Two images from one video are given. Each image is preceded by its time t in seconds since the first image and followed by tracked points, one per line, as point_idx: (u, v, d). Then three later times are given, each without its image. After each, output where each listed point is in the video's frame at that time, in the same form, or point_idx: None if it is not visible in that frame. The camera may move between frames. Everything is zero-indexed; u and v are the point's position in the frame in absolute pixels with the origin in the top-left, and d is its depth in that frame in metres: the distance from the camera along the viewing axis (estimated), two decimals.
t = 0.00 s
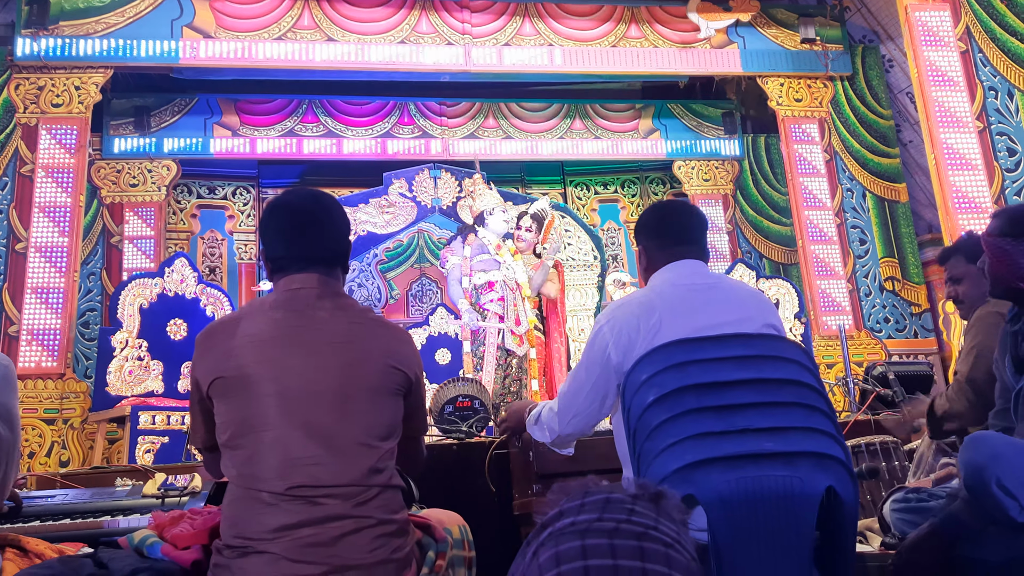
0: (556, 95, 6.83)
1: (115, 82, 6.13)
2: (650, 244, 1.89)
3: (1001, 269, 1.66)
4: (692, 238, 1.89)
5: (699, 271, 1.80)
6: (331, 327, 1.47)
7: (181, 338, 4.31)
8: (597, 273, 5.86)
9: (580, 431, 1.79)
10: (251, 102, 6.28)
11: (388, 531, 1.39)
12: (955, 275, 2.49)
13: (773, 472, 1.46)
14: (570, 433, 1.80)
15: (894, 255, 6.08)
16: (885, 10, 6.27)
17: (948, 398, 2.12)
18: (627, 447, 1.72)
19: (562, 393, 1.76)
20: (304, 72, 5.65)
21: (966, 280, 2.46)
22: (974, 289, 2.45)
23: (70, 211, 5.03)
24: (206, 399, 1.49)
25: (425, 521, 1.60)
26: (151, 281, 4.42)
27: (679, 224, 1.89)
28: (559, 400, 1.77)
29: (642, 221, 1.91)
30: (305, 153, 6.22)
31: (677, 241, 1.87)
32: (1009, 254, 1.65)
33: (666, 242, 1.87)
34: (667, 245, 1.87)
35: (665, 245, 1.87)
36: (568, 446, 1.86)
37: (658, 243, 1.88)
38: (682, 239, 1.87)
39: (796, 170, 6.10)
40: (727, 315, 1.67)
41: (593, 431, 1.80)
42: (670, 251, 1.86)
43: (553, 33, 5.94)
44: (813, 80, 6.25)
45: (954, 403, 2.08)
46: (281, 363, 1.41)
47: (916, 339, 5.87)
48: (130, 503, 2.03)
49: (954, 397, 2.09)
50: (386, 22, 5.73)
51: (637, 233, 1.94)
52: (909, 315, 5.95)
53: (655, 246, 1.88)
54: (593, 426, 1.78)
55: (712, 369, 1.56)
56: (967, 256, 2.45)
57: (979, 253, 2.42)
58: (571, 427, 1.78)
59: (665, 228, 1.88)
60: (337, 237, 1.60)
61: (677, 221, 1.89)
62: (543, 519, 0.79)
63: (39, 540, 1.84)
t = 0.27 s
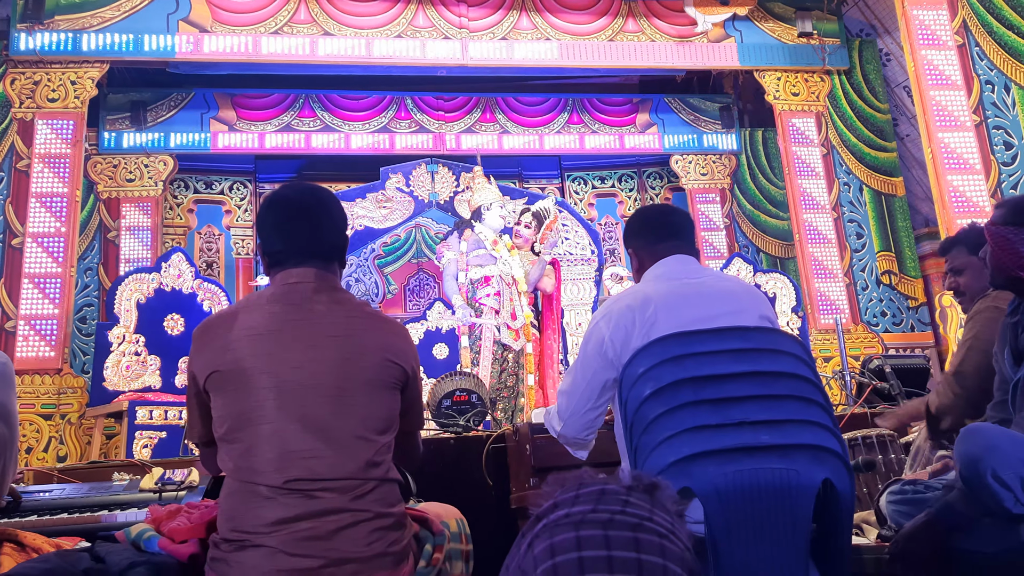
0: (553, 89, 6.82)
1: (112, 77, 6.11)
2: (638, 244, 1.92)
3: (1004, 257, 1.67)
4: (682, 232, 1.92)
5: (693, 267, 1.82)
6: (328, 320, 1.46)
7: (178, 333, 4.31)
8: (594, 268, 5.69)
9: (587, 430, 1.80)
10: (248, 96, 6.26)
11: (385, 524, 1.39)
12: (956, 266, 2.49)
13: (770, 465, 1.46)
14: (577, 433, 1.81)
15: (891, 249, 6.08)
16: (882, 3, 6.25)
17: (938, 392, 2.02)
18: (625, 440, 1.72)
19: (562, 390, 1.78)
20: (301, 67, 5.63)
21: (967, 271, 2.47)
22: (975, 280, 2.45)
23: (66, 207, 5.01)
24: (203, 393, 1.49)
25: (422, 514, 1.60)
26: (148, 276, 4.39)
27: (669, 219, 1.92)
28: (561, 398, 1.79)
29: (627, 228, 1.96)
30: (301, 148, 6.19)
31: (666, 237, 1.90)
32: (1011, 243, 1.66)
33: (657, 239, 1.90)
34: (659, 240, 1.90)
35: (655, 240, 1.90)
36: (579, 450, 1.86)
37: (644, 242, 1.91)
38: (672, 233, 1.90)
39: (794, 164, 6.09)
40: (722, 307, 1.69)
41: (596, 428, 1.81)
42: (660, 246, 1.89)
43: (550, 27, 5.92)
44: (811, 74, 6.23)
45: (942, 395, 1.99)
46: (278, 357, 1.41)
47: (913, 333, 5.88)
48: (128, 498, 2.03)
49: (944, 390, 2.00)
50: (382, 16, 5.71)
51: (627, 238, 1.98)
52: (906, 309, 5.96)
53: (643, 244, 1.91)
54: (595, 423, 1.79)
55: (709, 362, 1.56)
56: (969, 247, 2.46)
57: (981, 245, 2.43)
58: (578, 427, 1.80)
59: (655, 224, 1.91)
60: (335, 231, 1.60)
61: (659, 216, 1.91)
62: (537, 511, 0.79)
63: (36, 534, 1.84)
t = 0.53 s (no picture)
0: (550, 85, 6.81)
1: (107, 73, 6.09)
2: (630, 250, 1.96)
3: (1001, 251, 1.67)
4: (672, 234, 1.96)
5: (686, 266, 1.85)
6: (325, 317, 1.47)
7: (175, 330, 4.30)
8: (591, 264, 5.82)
9: (580, 428, 1.80)
10: (244, 92, 6.25)
11: (383, 522, 1.40)
12: (955, 260, 2.49)
13: (767, 460, 1.46)
14: (570, 431, 1.81)
15: (888, 244, 6.10)
16: None
17: (948, 392, 2.10)
18: (623, 436, 1.73)
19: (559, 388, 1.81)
20: (297, 62, 5.62)
21: (965, 265, 2.47)
22: (973, 275, 2.46)
23: (62, 203, 4.98)
24: (201, 390, 1.49)
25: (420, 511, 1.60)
26: (145, 273, 4.37)
27: (658, 223, 1.97)
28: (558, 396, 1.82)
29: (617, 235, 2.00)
30: (298, 143, 6.17)
31: (658, 239, 1.93)
32: (1010, 236, 1.66)
33: (649, 240, 1.94)
34: (652, 241, 1.93)
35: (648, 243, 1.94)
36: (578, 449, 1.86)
37: (637, 246, 1.95)
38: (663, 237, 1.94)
39: (792, 159, 6.07)
40: (715, 303, 1.71)
41: (592, 426, 1.82)
42: (653, 248, 1.93)
43: (547, 23, 5.91)
44: (808, 69, 6.21)
45: (953, 395, 2.08)
46: (276, 354, 1.41)
47: (909, 328, 5.89)
48: (126, 495, 2.04)
49: (953, 390, 2.08)
50: (379, 11, 5.69)
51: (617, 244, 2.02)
52: (902, 304, 5.98)
53: (634, 249, 1.95)
54: (589, 420, 1.80)
55: (706, 358, 1.57)
56: (968, 242, 2.47)
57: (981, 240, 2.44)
58: (571, 425, 1.81)
59: (645, 227, 1.95)
60: (332, 227, 1.60)
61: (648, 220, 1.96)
62: (536, 508, 0.79)
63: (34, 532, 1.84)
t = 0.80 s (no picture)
0: (551, 85, 6.81)
1: (108, 74, 6.10)
2: (631, 258, 1.97)
3: (1003, 251, 1.67)
4: (672, 241, 1.97)
5: (688, 267, 1.85)
6: (329, 319, 1.47)
7: (177, 331, 4.29)
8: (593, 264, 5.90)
9: (579, 426, 1.81)
10: (245, 93, 6.26)
11: (389, 522, 1.40)
12: (957, 258, 2.50)
13: (771, 461, 1.47)
14: (569, 429, 1.82)
15: (889, 244, 6.11)
16: None
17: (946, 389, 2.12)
18: (626, 438, 1.73)
19: (559, 387, 1.81)
20: (298, 63, 5.62)
21: (966, 262, 2.47)
22: (974, 272, 2.46)
23: (63, 204, 4.99)
24: (206, 393, 1.49)
25: (425, 512, 1.61)
26: (146, 274, 4.38)
27: (658, 231, 1.97)
28: (557, 394, 1.82)
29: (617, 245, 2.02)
30: (299, 144, 6.18)
31: (660, 247, 1.94)
32: (1011, 236, 1.66)
33: (652, 247, 1.95)
34: (654, 250, 1.95)
35: (650, 250, 1.95)
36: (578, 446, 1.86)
37: (639, 255, 1.96)
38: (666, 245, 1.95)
39: (793, 158, 6.07)
40: (717, 304, 1.71)
41: (591, 426, 1.82)
42: (655, 255, 1.94)
43: (547, 23, 5.92)
44: (808, 69, 6.21)
45: (952, 393, 2.09)
46: (280, 356, 1.41)
47: (910, 327, 5.90)
48: (130, 496, 2.05)
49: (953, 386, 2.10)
50: (379, 12, 5.69)
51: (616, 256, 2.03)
52: (902, 303, 6.00)
53: (636, 256, 1.96)
54: (588, 418, 1.80)
55: (710, 359, 1.57)
56: (971, 239, 2.47)
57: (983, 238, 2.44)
58: (569, 422, 1.81)
59: (647, 236, 1.96)
60: (335, 230, 1.60)
61: (647, 228, 1.98)
62: (545, 510, 0.80)
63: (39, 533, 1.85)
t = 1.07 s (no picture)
0: (551, 84, 6.81)
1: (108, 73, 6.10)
2: (637, 256, 1.97)
3: (1006, 249, 1.67)
4: (676, 239, 1.97)
5: (690, 265, 1.85)
6: (331, 316, 1.46)
7: (177, 330, 4.30)
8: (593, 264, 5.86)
9: (582, 424, 1.80)
10: (245, 92, 6.26)
11: (390, 518, 1.40)
12: (959, 257, 2.49)
13: (772, 458, 1.46)
14: (572, 426, 1.82)
15: (889, 243, 6.11)
16: None
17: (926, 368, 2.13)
18: (627, 436, 1.73)
19: (563, 384, 1.81)
20: (299, 62, 5.62)
21: (968, 261, 2.47)
22: (976, 272, 2.45)
23: (64, 203, 4.98)
24: (207, 390, 1.49)
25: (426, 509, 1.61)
26: (146, 273, 4.36)
27: (662, 228, 1.98)
28: (561, 392, 1.81)
29: (621, 246, 2.03)
30: (300, 144, 6.19)
31: (665, 244, 1.94)
32: (1014, 234, 1.66)
33: (656, 245, 1.95)
34: (658, 247, 1.94)
35: (654, 248, 1.95)
36: (581, 443, 1.86)
37: (643, 252, 1.96)
38: (670, 241, 1.95)
39: (794, 157, 6.06)
40: (719, 301, 1.71)
41: (595, 423, 1.82)
42: (660, 252, 1.94)
43: (548, 22, 5.91)
44: (808, 68, 6.21)
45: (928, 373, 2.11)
46: (281, 352, 1.41)
47: (911, 327, 5.90)
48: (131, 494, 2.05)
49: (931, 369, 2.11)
50: (380, 11, 5.70)
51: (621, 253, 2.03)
52: (903, 302, 5.98)
53: (640, 253, 1.96)
54: (592, 416, 1.80)
55: (712, 356, 1.57)
56: (971, 239, 2.46)
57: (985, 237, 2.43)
58: (573, 419, 1.81)
59: (652, 233, 1.96)
60: (337, 228, 1.60)
61: (651, 226, 1.98)
62: (546, 503, 0.83)
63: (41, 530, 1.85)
